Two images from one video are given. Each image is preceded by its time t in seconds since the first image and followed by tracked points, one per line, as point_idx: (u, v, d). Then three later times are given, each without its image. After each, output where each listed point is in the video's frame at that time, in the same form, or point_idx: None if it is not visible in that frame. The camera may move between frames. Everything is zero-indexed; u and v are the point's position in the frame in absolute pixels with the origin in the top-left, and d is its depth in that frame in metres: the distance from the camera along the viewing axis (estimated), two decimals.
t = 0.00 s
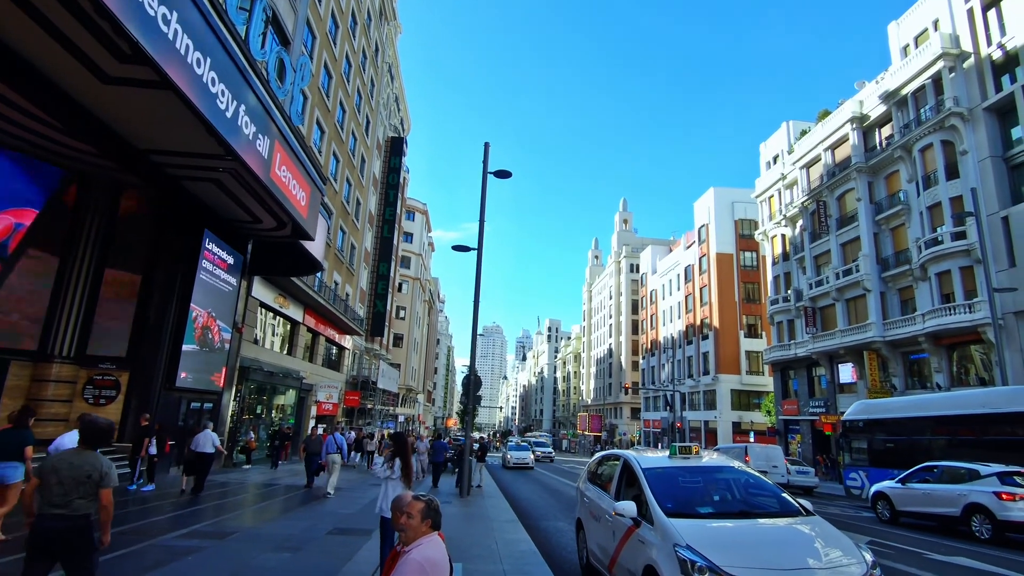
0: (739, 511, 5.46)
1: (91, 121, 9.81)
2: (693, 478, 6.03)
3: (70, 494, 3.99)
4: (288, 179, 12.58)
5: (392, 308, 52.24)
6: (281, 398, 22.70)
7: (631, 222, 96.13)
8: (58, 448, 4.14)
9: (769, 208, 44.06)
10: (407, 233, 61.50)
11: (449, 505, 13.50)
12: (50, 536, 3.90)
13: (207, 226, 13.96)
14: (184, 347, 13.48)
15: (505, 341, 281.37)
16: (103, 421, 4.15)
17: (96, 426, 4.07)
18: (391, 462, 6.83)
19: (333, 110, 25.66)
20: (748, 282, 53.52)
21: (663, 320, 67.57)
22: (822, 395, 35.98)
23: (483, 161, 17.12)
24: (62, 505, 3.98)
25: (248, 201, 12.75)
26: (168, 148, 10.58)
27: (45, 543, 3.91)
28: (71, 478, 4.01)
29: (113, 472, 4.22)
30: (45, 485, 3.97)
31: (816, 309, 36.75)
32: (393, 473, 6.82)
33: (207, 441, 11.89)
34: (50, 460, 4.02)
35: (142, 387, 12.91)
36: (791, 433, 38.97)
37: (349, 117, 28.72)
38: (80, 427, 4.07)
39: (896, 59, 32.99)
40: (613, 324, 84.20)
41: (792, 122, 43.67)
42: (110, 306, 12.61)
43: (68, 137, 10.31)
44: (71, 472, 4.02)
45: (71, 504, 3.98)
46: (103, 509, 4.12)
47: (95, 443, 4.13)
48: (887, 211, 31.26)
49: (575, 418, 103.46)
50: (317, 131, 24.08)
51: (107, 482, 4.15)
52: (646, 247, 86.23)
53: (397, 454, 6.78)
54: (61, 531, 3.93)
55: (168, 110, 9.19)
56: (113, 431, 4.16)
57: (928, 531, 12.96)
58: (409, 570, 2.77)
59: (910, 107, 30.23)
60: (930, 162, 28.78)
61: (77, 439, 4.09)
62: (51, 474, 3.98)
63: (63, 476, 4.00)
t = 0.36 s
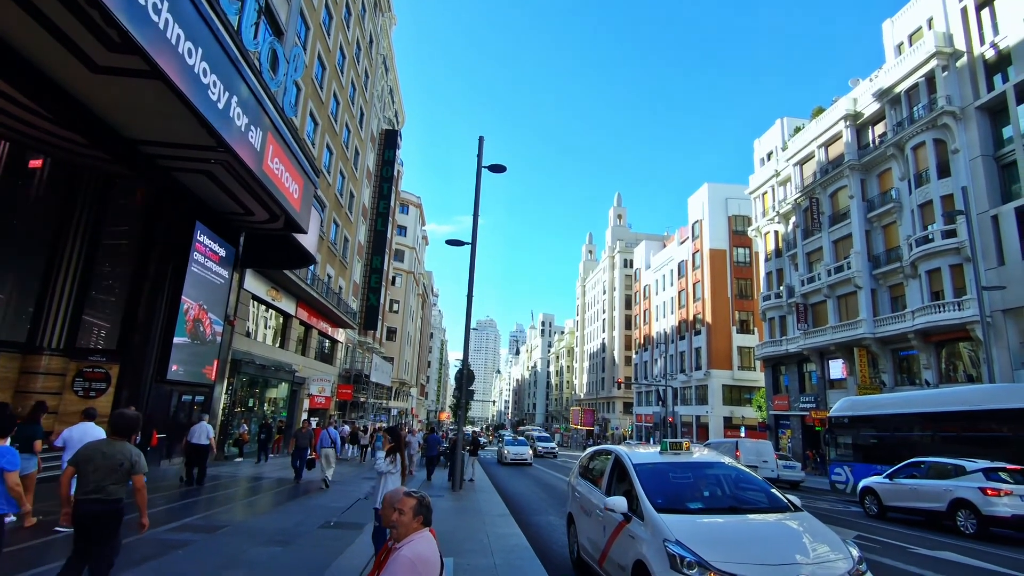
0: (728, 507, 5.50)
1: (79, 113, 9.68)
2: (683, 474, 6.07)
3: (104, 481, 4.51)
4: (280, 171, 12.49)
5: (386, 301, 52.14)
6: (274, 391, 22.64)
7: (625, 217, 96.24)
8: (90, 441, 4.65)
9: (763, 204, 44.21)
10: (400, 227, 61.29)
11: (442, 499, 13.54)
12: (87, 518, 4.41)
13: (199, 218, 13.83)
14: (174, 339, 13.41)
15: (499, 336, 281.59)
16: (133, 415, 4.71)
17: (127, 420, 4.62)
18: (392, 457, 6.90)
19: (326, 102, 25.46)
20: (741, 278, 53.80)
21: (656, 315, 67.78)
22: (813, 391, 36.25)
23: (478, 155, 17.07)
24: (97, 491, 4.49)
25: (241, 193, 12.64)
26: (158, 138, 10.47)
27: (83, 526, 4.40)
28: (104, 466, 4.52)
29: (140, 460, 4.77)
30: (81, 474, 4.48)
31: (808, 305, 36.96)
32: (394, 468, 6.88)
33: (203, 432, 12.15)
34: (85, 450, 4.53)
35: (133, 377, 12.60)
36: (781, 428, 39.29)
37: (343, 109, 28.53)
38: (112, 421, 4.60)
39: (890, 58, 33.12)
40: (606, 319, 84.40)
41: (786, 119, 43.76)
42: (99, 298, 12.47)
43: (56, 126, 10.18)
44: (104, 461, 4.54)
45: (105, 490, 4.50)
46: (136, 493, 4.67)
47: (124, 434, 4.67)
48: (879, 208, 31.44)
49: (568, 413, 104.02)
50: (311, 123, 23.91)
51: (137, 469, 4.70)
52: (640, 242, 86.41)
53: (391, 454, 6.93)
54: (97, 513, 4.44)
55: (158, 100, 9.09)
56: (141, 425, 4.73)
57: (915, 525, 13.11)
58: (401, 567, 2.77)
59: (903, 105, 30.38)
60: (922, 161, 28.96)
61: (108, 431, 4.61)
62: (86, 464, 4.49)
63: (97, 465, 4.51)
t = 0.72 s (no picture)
0: (725, 503, 5.53)
1: (76, 107, 9.61)
2: (680, 470, 6.10)
3: (128, 478, 4.64)
4: (278, 166, 12.44)
5: (383, 296, 52.12)
6: (271, 386, 22.65)
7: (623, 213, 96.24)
8: (109, 442, 4.75)
9: (761, 200, 44.23)
10: (398, 222, 61.20)
11: (440, 493, 13.58)
12: (115, 512, 4.54)
13: (196, 213, 13.81)
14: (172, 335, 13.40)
15: (496, 331, 281.73)
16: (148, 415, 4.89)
17: (147, 419, 4.76)
18: (390, 453, 6.87)
19: (323, 96, 25.36)
20: (738, 274, 53.88)
21: (654, 310, 67.86)
22: (809, 386, 36.39)
23: (476, 150, 17.04)
24: (120, 488, 4.62)
25: (238, 188, 12.62)
26: (156, 134, 10.44)
27: (111, 521, 4.53)
28: (128, 465, 4.64)
29: (158, 457, 4.95)
30: (105, 473, 4.58)
31: (805, 301, 37.04)
32: (392, 463, 6.87)
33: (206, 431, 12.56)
34: (107, 450, 4.64)
35: (130, 372, 12.73)
36: (778, 423, 39.45)
37: (341, 103, 28.44)
38: (130, 420, 4.74)
39: (888, 53, 33.10)
40: (604, 315, 84.50)
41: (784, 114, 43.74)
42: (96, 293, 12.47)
43: (52, 121, 10.14)
44: (127, 459, 4.67)
45: (130, 486, 4.63)
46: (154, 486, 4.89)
47: (143, 432, 4.82)
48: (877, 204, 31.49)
49: (566, 408, 104.26)
50: (308, 117, 23.81)
51: (157, 465, 4.89)
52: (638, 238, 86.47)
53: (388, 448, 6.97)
54: (124, 507, 4.58)
55: (156, 96, 9.07)
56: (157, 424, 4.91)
57: (909, 520, 13.21)
58: (401, 564, 2.78)
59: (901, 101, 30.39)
60: (919, 157, 29.02)
61: (128, 430, 4.73)
62: (110, 462, 4.60)
63: (121, 462, 4.63)
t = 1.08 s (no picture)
0: (717, 504, 5.56)
1: (72, 98, 9.52)
2: (673, 471, 6.12)
3: (142, 466, 5.06)
4: (274, 161, 12.36)
5: (378, 293, 51.96)
6: (264, 381, 22.56)
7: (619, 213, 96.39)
8: (123, 432, 5.18)
9: (756, 202, 44.39)
10: (394, 218, 61.06)
11: (433, 491, 13.57)
12: (131, 498, 4.97)
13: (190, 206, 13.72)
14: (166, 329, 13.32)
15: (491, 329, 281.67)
16: (158, 409, 5.37)
17: (159, 412, 5.24)
18: (382, 450, 6.89)
19: (321, 91, 25.26)
20: (732, 276, 54.06)
21: (648, 310, 68.01)
22: (801, 388, 36.57)
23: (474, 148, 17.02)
24: (134, 475, 5.04)
25: (234, 182, 12.54)
26: (152, 126, 10.36)
27: (124, 505, 4.95)
28: (141, 453, 5.07)
29: (169, 447, 5.36)
30: (120, 460, 5.02)
31: (798, 304, 37.19)
32: (384, 460, 6.86)
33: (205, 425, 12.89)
34: (122, 440, 5.06)
35: (122, 366, 12.67)
36: (769, 424, 39.63)
37: (338, 99, 28.34)
38: (143, 412, 5.23)
39: (885, 59, 33.27)
40: (598, 314, 84.57)
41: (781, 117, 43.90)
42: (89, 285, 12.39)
43: (45, 111, 10.02)
44: (142, 449, 5.09)
45: (144, 473, 5.07)
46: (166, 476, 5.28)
47: (155, 425, 5.29)
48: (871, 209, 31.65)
49: (559, 406, 104.38)
50: (305, 112, 23.70)
51: (168, 455, 5.30)
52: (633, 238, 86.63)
53: (381, 447, 6.96)
54: (138, 492, 5.00)
55: (152, 88, 8.99)
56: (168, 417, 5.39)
57: (897, 522, 13.30)
58: (394, 563, 2.79)
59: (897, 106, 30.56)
60: (914, 162, 29.19)
61: (141, 421, 5.20)
62: (124, 452, 5.02)
63: (135, 451, 5.06)
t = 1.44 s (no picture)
0: (691, 500, 5.63)
1: (40, 80, 9.20)
2: (649, 468, 6.18)
3: (136, 457, 5.36)
4: (252, 151, 12.12)
5: (356, 288, 51.47)
6: (238, 375, 22.15)
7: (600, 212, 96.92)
8: (117, 425, 5.53)
9: (734, 205, 45.04)
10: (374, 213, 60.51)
11: (409, 487, 13.50)
12: (125, 486, 5.24)
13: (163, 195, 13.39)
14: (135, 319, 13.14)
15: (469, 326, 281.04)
16: (150, 404, 5.76)
17: (151, 404, 5.63)
18: (360, 446, 6.84)
19: (301, 82, 24.87)
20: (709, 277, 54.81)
21: (626, 310, 68.58)
22: (774, 388, 37.26)
23: (456, 144, 16.93)
24: (128, 465, 5.32)
25: (210, 172, 12.27)
26: (124, 111, 10.07)
27: (118, 493, 5.21)
28: (135, 444, 5.40)
29: (161, 439, 5.72)
30: (116, 450, 5.32)
31: (772, 305, 37.85)
32: (361, 456, 6.82)
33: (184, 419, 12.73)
34: (119, 432, 5.40)
35: (91, 357, 12.31)
36: (742, 424, 40.30)
37: (318, 90, 27.92)
38: (136, 406, 5.59)
39: (860, 68, 34.01)
40: (577, 313, 85.00)
41: (759, 122, 44.59)
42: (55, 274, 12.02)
43: (11, 93, 9.67)
44: (136, 440, 5.43)
45: (138, 463, 5.35)
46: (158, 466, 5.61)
47: (147, 418, 5.63)
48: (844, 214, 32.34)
49: (536, 404, 104.72)
50: (284, 102, 23.31)
51: (160, 446, 5.69)
52: (613, 238, 87.21)
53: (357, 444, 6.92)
54: (132, 480, 5.27)
55: (125, 73, 8.75)
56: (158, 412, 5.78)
57: (864, 519, 13.65)
58: (371, 559, 2.76)
59: (871, 115, 31.25)
60: (886, 169, 29.91)
61: (135, 415, 5.56)
62: (120, 443, 5.36)
63: (130, 441, 5.39)
